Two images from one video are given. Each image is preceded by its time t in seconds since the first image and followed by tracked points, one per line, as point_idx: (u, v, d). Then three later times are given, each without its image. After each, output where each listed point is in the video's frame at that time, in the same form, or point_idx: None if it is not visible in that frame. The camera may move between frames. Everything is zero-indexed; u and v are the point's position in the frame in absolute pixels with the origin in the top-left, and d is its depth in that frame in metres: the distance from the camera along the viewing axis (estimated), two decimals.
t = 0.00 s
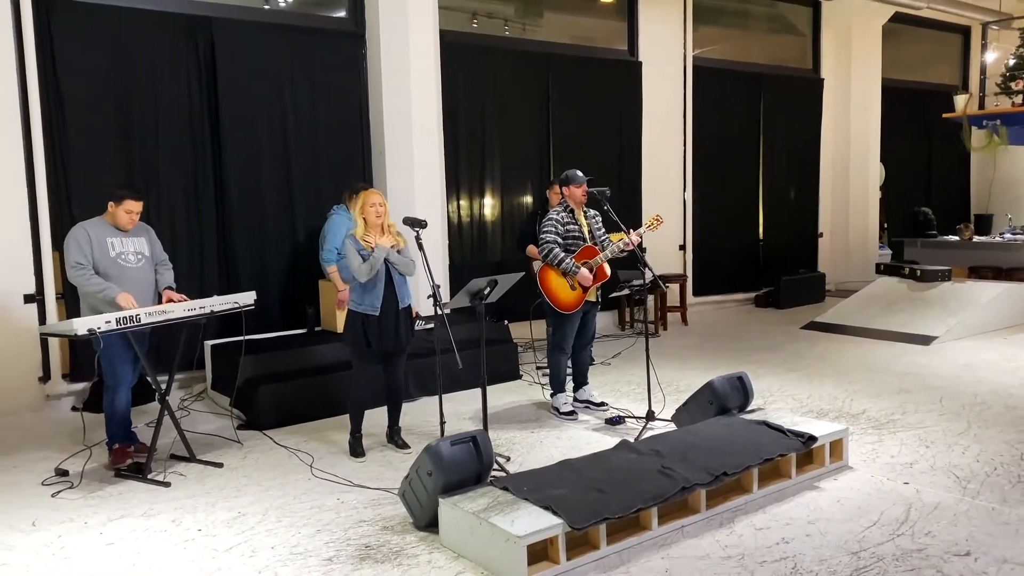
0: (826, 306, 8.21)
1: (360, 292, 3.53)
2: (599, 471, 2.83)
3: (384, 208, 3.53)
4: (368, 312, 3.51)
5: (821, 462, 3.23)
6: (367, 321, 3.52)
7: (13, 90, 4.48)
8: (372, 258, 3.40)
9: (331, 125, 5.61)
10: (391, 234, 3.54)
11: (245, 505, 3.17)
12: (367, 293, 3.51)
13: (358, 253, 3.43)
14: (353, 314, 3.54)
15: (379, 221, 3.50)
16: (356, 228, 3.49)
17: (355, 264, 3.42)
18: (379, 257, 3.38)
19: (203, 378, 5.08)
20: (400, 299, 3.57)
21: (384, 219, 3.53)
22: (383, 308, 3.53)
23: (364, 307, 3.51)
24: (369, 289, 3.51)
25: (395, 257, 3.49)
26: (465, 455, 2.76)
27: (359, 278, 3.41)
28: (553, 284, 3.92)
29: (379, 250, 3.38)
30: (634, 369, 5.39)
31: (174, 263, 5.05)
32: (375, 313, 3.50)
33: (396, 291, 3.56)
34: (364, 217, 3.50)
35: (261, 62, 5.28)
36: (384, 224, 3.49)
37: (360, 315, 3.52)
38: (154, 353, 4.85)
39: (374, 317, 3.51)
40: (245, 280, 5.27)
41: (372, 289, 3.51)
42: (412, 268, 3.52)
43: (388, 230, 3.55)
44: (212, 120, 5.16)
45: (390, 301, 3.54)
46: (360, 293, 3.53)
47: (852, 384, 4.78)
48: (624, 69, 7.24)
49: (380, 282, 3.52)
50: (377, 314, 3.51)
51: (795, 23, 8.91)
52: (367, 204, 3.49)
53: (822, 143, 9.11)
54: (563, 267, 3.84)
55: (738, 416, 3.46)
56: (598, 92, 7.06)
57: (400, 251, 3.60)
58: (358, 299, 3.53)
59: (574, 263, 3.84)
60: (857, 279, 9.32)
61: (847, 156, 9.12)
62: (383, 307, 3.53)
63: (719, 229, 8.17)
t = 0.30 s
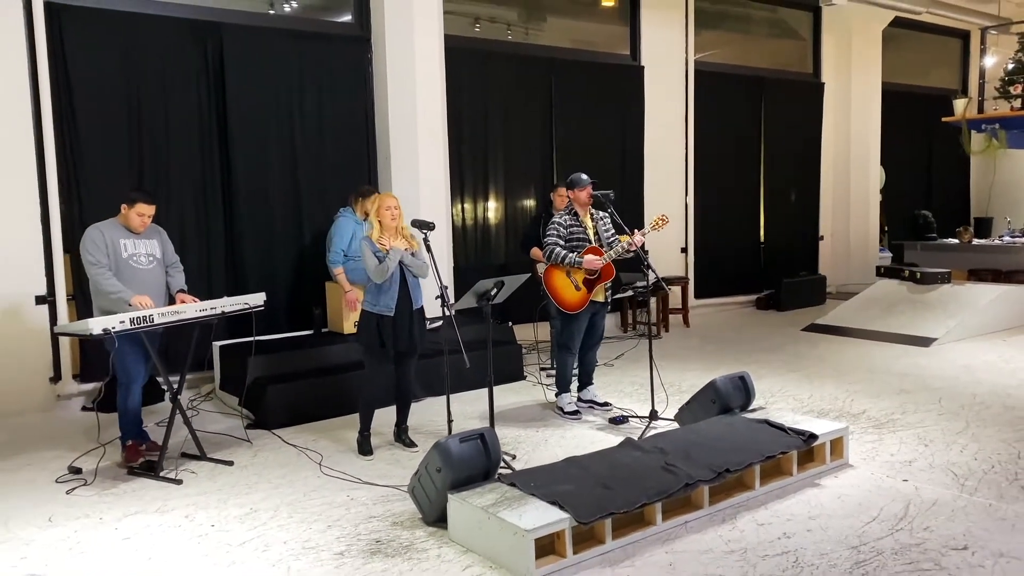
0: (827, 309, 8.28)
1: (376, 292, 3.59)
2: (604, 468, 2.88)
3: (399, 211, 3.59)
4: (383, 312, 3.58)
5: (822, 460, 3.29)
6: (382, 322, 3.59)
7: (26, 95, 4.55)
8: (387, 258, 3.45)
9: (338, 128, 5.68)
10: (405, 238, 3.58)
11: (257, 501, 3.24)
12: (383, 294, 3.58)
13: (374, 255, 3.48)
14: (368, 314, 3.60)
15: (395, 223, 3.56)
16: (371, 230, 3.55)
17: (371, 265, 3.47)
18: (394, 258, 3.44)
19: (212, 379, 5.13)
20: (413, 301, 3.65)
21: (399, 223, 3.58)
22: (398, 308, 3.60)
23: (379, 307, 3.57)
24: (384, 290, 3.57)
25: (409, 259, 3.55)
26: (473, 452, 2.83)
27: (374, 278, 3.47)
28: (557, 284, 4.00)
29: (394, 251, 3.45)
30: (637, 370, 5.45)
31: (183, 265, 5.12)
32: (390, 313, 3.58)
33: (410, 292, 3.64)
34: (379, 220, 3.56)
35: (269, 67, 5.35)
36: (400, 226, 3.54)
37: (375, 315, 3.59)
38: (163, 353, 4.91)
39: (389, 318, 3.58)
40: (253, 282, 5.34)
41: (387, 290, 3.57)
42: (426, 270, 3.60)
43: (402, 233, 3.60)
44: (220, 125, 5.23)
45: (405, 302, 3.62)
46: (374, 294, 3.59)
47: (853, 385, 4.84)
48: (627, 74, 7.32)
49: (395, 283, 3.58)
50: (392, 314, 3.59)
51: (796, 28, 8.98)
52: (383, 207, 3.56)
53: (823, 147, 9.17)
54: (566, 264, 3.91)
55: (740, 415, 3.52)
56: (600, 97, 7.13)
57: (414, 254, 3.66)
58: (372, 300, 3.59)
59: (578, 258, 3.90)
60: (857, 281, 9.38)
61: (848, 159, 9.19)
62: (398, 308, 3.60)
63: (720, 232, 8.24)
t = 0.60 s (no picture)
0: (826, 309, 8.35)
1: (386, 292, 3.65)
2: (608, 462, 2.95)
3: (409, 213, 3.66)
4: (393, 311, 3.65)
5: (821, 455, 3.36)
6: (392, 321, 3.66)
7: (37, 98, 4.62)
8: (398, 259, 3.53)
9: (343, 130, 5.75)
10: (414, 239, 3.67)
11: (267, 496, 3.31)
12: (393, 293, 3.64)
13: (385, 255, 3.54)
14: (378, 313, 3.67)
15: (406, 224, 3.63)
16: (382, 231, 3.61)
17: (382, 265, 3.54)
18: (405, 258, 3.52)
19: (219, 377, 5.20)
20: (422, 300, 3.73)
21: (409, 224, 3.65)
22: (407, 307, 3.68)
23: (389, 307, 3.64)
24: (395, 289, 3.63)
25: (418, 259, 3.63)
26: (480, 447, 2.90)
27: (385, 278, 3.54)
28: (561, 285, 4.08)
29: (404, 252, 3.53)
30: (638, 369, 5.53)
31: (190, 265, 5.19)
32: (400, 312, 3.65)
33: (419, 292, 3.72)
34: (390, 221, 3.63)
35: (274, 71, 5.42)
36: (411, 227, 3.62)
37: (385, 315, 3.65)
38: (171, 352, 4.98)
39: (399, 317, 3.65)
40: (259, 282, 5.41)
41: (398, 289, 3.64)
42: (435, 270, 3.68)
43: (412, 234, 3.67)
44: (227, 127, 5.31)
45: (414, 302, 3.70)
46: (384, 293, 3.66)
47: (851, 383, 4.91)
48: (627, 76, 7.39)
49: (405, 283, 3.65)
50: (402, 314, 3.66)
51: (794, 30, 9.06)
52: (395, 208, 3.62)
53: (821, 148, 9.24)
54: (570, 266, 3.99)
55: (741, 411, 3.59)
56: (601, 99, 7.20)
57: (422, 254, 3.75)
58: (383, 299, 3.66)
59: (581, 260, 3.99)
60: (856, 282, 9.45)
61: (846, 160, 9.26)
62: (408, 307, 3.67)
63: (720, 232, 8.31)
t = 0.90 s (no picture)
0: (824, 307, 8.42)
1: (391, 291, 3.72)
2: (609, 457, 3.01)
3: (414, 213, 3.74)
4: (397, 310, 3.72)
5: (818, 450, 3.43)
6: (396, 319, 3.72)
7: (44, 99, 4.67)
8: (401, 258, 3.59)
9: (345, 130, 5.81)
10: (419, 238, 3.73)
11: (275, 491, 3.37)
12: (397, 293, 3.71)
13: (389, 255, 3.62)
14: (383, 312, 3.73)
15: (410, 224, 3.71)
16: (386, 230, 3.70)
17: (386, 264, 3.61)
18: (408, 258, 3.57)
19: (224, 376, 5.26)
20: (426, 300, 3.78)
21: (413, 224, 3.73)
22: (412, 306, 3.74)
23: (394, 306, 3.71)
24: (399, 289, 3.70)
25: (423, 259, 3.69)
26: (483, 441, 2.96)
27: (389, 277, 3.61)
28: (563, 284, 4.13)
29: (408, 252, 3.58)
30: (638, 367, 5.59)
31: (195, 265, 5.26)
32: (404, 311, 3.71)
33: (423, 291, 3.78)
34: (394, 221, 3.72)
35: (278, 73, 5.48)
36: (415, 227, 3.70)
37: (389, 314, 3.72)
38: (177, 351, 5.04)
39: (403, 316, 3.72)
40: (263, 281, 5.48)
41: (402, 289, 3.70)
42: (438, 270, 3.73)
43: (417, 234, 3.74)
44: (232, 128, 5.37)
45: (418, 301, 3.75)
46: (389, 292, 3.72)
47: (848, 380, 4.98)
48: (626, 76, 7.45)
49: (409, 282, 3.71)
50: (406, 313, 3.72)
51: (792, 30, 9.12)
52: (398, 208, 3.72)
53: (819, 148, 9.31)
54: (572, 265, 4.05)
55: (739, 408, 3.66)
56: (601, 99, 7.27)
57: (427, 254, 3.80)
58: (387, 298, 3.73)
59: (582, 261, 4.05)
60: (854, 280, 9.52)
61: (844, 160, 9.33)
62: (412, 306, 3.73)
63: (719, 232, 8.38)
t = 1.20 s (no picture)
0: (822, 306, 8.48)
1: (389, 290, 3.78)
2: (607, 452, 3.06)
3: (412, 213, 3.78)
4: (395, 309, 3.77)
5: (813, 446, 3.48)
6: (397, 318, 3.78)
7: (48, 102, 4.72)
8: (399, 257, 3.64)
9: (346, 131, 5.87)
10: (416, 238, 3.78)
11: (278, 487, 3.43)
12: (395, 292, 3.77)
13: (387, 254, 3.68)
14: (382, 310, 3.79)
15: (409, 224, 3.76)
16: (385, 230, 3.75)
17: (384, 263, 3.67)
18: (406, 257, 3.62)
19: (227, 374, 5.32)
20: (424, 298, 3.85)
21: (411, 224, 3.77)
22: (409, 305, 3.80)
23: (391, 304, 3.77)
24: (397, 288, 3.76)
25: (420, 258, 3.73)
26: (484, 437, 3.02)
27: (387, 277, 3.66)
28: (562, 283, 4.18)
29: (405, 251, 3.63)
30: (636, 365, 5.65)
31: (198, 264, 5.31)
32: (402, 310, 3.77)
33: (421, 290, 3.84)
34: (393, 220, 3.76)
35: (280, 76, 5.54)
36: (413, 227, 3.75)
37: (387, 312, 3.78)
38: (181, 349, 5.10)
39: (400, 315, 3.77)
40: (266, 281, 5.54)
41: (399, 288, 3.76)
42: (436, 268, 3.75)
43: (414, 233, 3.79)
44: (235, 129, 5.43)
45: (415, 299, 3.81)
46: (387, 291, 3.78)
47: (845, 378, 5.03)
48: (625, 77, 7.50)
49: (406, 281, 3.76)
50: (404, 312, 3.78)
51: (790, 30, 9.17)
52: (397, 208, 3.75)
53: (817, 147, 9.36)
54: (574, 260, 4.10)
55: (735, 404, 3.71)
56: (600, 100, 7.32)
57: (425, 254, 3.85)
58: (386, 297, 3.79)
59: (584, 254, 4.10)
60: (852, 280, 9.58)
61: (841, 160, 9.38)
62: (409, 305, 3.79)
63: (718, 231, 8.44)
